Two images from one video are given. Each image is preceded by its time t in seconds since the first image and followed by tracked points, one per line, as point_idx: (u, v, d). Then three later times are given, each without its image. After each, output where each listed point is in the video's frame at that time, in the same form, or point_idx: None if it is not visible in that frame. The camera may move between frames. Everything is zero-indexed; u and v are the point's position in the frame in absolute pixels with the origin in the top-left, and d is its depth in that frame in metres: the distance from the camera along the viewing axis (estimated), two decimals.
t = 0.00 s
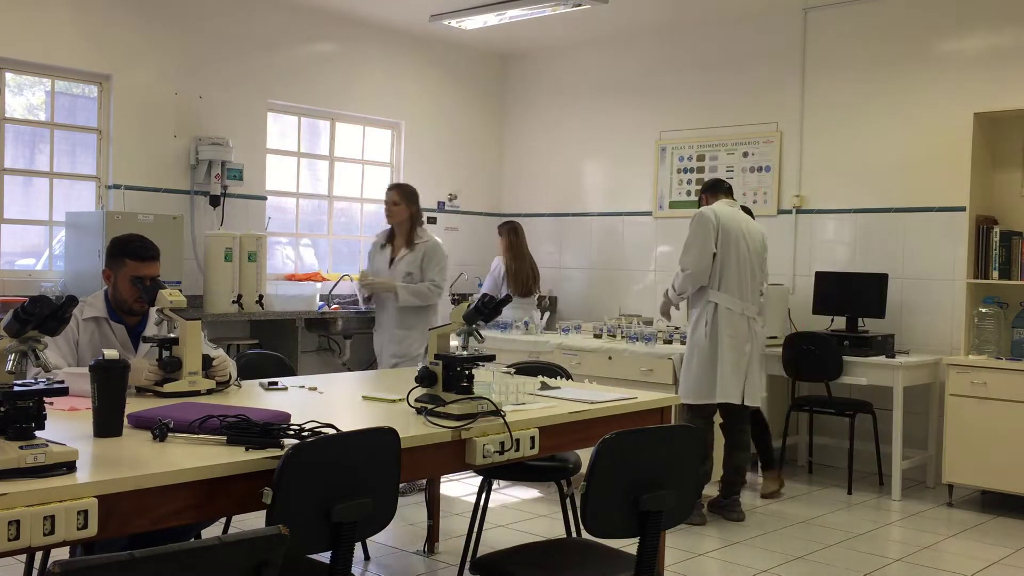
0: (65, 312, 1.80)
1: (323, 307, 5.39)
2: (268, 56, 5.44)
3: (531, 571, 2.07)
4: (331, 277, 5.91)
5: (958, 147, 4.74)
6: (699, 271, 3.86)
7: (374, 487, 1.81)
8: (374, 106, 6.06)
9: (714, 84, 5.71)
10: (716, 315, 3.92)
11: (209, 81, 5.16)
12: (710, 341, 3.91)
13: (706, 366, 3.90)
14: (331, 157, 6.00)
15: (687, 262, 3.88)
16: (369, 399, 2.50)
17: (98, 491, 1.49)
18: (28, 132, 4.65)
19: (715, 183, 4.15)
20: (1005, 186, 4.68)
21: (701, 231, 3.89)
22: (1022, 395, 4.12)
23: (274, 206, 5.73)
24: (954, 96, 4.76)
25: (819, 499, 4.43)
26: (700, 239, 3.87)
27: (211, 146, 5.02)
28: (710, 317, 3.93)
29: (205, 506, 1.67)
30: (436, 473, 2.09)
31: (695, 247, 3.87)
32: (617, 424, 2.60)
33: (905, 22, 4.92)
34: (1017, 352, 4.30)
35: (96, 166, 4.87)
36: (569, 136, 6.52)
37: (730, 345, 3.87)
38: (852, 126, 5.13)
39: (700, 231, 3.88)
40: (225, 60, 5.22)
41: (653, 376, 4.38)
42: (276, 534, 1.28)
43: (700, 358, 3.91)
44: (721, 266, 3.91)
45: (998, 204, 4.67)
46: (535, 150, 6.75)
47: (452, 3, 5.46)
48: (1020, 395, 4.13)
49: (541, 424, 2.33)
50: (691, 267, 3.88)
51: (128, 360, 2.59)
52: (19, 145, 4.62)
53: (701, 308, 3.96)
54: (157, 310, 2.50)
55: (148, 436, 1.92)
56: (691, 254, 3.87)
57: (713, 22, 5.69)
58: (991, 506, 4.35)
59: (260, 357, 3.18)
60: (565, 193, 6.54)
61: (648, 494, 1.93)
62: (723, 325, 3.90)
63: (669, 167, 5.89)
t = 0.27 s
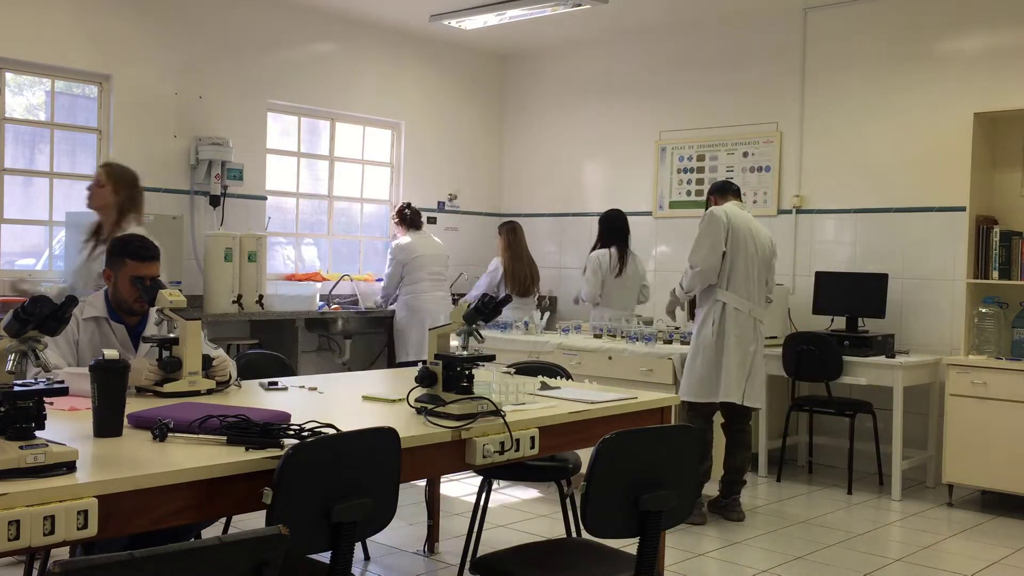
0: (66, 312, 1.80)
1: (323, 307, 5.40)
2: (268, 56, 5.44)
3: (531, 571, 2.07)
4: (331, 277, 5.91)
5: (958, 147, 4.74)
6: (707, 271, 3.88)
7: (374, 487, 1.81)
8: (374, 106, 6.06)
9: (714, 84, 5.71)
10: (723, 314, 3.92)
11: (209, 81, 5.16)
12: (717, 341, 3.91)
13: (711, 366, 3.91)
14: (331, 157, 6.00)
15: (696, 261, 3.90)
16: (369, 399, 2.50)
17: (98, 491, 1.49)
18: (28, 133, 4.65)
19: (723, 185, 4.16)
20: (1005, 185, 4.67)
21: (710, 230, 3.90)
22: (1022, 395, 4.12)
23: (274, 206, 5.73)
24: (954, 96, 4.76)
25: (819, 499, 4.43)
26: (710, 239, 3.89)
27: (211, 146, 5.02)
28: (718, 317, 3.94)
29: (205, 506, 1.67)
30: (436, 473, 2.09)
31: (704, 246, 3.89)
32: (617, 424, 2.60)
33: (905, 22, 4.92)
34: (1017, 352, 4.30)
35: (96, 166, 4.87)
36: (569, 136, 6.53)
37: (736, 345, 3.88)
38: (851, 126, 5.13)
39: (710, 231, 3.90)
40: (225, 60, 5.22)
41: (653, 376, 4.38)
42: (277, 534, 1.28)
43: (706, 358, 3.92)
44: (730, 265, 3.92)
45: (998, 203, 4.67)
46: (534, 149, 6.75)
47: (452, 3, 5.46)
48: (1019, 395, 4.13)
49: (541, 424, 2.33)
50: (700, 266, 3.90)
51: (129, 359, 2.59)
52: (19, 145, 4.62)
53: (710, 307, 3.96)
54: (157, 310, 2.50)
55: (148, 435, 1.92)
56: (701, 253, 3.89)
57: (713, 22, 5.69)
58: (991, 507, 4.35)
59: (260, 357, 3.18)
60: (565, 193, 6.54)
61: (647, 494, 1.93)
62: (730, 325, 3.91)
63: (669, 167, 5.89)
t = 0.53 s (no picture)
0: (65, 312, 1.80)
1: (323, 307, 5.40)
2: (268, 56, 5.44)
3: (531, 571, 2.07)
4: (331, 277, 5.91)
5: (958, 147, 4.74)
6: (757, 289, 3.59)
7: (374, 488, 1.81)
8: (374, 106, 6.06)
9: (714, 84, 5.71)
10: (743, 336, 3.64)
11: (209, 81, 5.16)
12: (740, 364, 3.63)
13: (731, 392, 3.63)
14: (331, 157, 6.00)
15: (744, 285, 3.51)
16: (369, 399, 2.50)
17: (98, 491, 1.49)
18: (28, 133, 4.65)
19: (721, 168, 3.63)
20: (1005, 185, 4.67)
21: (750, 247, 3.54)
22: (1022, 395, 4.12)
23: (274, 206, 5.73)
24: (953, 96, 4.76)
25: (819, 498, 4.43)
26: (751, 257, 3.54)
27: (211, 146, 5.02)
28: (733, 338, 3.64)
29: (205, 506, 1.67)
30: (436, 473, 2.09)
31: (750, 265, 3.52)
32: (617, 424, 2.60)
33: (905, 22, 4.92)
34: (1017, 352, 4.30)
35: (95, 166, 4.87)
36: (569, 136, 6.53)
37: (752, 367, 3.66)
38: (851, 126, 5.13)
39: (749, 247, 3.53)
40: (225, 60, 5.22)
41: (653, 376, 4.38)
42: (277, 534, 1.28)
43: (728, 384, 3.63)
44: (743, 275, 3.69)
45: (998, 203, 4.67)
46: (535, 149, 6.75)
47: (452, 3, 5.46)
48: (1019, 395, 4.12)
49: (542, 423, 2.33)
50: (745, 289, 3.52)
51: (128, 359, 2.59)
52: (19, 145, 4.62)
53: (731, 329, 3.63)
54: (157, 309, 2.50)
55: (148, 435, 1.92)
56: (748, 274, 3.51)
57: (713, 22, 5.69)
58: (991, 507, 4.35)
59: (260, 357, 3.18)
60: (565, 193, 6.54)
61: (647, 494, 1.93)
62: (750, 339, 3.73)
63: (669, 167, 5.89)
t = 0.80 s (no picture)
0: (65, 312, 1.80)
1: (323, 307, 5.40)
2: (268, 56, 5.44)
3: (531, 571, 2.07)
4: (331, 277, 5.91)
5: (958, 147, 4.74)
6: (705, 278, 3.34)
7: (373, 487, 1.81)
8: (374, 106, 6.06)
9: (713, 84, 5.71)
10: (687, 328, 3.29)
11: (209, 80, 5.16)
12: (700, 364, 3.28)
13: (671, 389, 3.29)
14: (331, 157, 6.00)
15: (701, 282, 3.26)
16: (369, 399, 2.50)
17: (98, 492, 1.49)
18: (28, 133, 4.65)
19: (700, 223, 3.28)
20: (1005, 185, 4.67)
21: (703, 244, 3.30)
22: (1022, 395, 4.12)
23: (274, 206, 5.73)
24: (953, 96, 4.76)
25: (819, 498, 4.43)
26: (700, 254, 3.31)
27: (211, 146, 5.02)
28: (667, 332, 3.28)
29: (205, 506, 1.67)
30: (436, 473, 2.10)
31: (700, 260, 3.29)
32: (617, 424, 2.60)
33: (905, 22, 4.92)
34: (1017, 352, 4.30)
35: (95, 166, 4.87)
36: (569, 136, 6.53)
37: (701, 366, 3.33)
38: (851, 127, 5.13)
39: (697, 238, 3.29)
40: (224, 60, 5.22)
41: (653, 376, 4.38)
42: (276, 534, 1.28)
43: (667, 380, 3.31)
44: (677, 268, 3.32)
45: (998, 203, 4.67)
46: (534, 149, 6.75)
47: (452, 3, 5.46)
48: (1019, 395, 4.12)
49: (541, 424, 2.33)
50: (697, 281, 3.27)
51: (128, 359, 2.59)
52: (19, 145, 4.62)
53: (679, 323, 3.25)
54: (157, 309, 2.50)
55: (148, 436, 1.92)
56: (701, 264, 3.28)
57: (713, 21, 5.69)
58: (991, 507, 4.35)
59: (260, 357, 3.18)
60: (565, 193, 6.54)
61: (647, 494, 1.93)
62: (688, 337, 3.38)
63: (670, 167, 5.89)
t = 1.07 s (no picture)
0: (65, 312, 1.80)
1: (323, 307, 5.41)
2: (268, 56, 5.44)
3: (531, 571, 2.07)
4: (331, 277, 5.91)
5: (957, 147, 4.74)
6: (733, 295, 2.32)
7: (374, 487, 1.81)
8: (374, 106, 6.06)
9: (714, 84, 5.71)
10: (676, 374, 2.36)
11: (209, 80, 5.16)
12: (740, 428, 2.25)
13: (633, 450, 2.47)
14: (331, 157, 6.00)
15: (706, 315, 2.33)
16: (369, 399, 2.50)
17: (98, 492, 1.49)
18: (28, 133, 4.65)
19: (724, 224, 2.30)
20: (1005, 185, 4.67)
21: (734, 246, 2.26)
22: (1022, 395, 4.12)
23: (275, 206, 5.73)
24: (953, 96, 4.77)
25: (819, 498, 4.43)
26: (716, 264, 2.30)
27: (211, 146, 5.02)
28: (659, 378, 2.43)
29: (205, 506, 1.67)
30: (436, 473, 2.09)
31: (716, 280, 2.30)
32: (617, 424, 2.60)
33: (905, 22, 4.92)
34: (1017, 352, 4.31)
35: (96, 166, 4.87)
36: (569, 136, 6.53)
37: (758, 440, 2.36)
38: (851, 127, 5.13)
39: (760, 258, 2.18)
40: (224, 60, 5.22)
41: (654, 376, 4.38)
42: (276, 534, 1.28)
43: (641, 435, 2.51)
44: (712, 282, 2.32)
45: (998, 203, 4.66)
46: (534, 149, 6.75)
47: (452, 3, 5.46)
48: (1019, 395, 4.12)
49: (541, 424, 2.33)
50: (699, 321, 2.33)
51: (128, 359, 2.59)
52: (19, 145, 4.62)
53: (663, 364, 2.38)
54: (157, 309, 2.50)
55: (148, 436, 1.92)
56: (718, 280, 2.31)
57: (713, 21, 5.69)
58: (991, 507, 4.35)
59: (260, 357, 3.18)
60: (565, 192, 6.54)
61: (647, 494, 1.92)
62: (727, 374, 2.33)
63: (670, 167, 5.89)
